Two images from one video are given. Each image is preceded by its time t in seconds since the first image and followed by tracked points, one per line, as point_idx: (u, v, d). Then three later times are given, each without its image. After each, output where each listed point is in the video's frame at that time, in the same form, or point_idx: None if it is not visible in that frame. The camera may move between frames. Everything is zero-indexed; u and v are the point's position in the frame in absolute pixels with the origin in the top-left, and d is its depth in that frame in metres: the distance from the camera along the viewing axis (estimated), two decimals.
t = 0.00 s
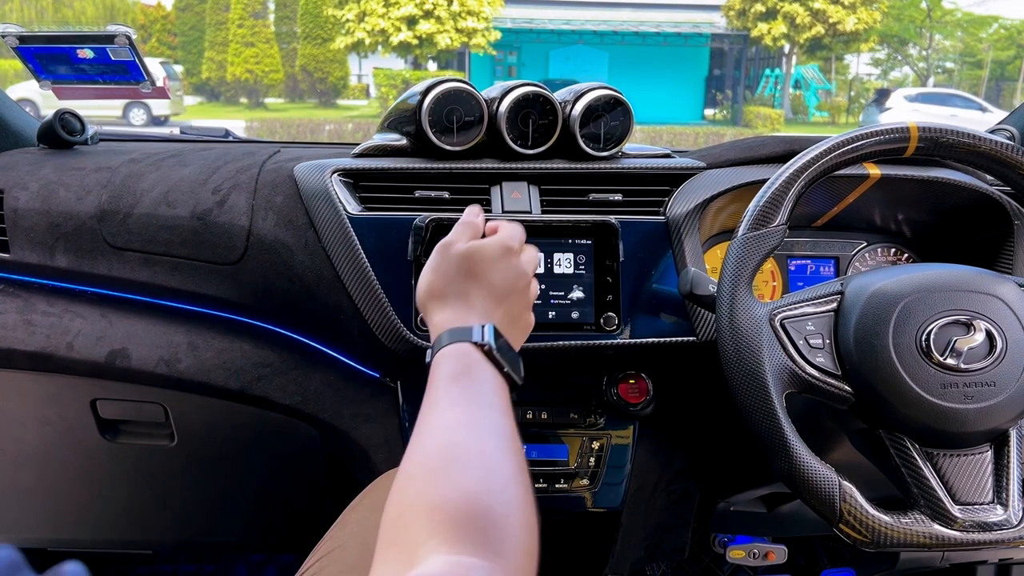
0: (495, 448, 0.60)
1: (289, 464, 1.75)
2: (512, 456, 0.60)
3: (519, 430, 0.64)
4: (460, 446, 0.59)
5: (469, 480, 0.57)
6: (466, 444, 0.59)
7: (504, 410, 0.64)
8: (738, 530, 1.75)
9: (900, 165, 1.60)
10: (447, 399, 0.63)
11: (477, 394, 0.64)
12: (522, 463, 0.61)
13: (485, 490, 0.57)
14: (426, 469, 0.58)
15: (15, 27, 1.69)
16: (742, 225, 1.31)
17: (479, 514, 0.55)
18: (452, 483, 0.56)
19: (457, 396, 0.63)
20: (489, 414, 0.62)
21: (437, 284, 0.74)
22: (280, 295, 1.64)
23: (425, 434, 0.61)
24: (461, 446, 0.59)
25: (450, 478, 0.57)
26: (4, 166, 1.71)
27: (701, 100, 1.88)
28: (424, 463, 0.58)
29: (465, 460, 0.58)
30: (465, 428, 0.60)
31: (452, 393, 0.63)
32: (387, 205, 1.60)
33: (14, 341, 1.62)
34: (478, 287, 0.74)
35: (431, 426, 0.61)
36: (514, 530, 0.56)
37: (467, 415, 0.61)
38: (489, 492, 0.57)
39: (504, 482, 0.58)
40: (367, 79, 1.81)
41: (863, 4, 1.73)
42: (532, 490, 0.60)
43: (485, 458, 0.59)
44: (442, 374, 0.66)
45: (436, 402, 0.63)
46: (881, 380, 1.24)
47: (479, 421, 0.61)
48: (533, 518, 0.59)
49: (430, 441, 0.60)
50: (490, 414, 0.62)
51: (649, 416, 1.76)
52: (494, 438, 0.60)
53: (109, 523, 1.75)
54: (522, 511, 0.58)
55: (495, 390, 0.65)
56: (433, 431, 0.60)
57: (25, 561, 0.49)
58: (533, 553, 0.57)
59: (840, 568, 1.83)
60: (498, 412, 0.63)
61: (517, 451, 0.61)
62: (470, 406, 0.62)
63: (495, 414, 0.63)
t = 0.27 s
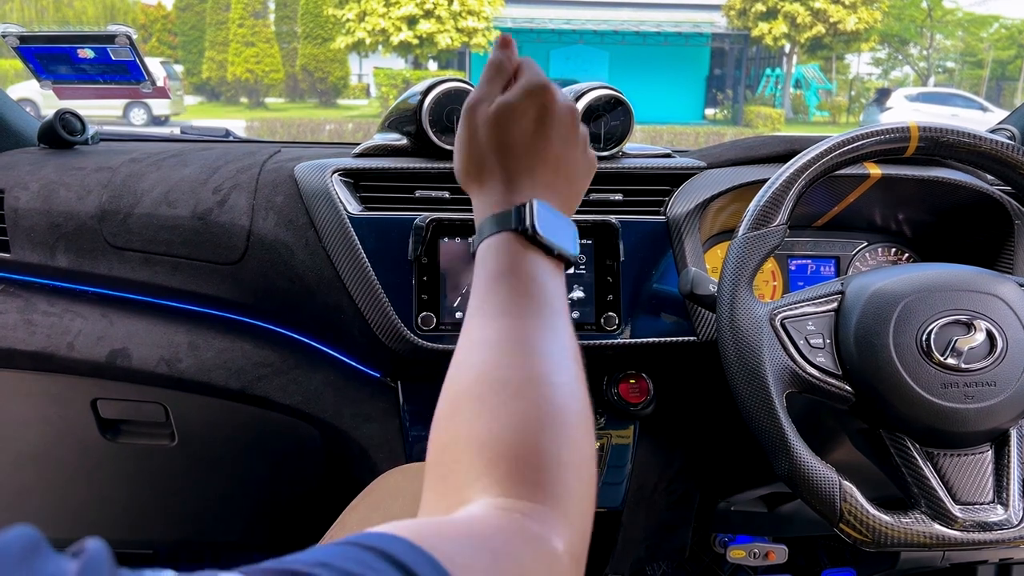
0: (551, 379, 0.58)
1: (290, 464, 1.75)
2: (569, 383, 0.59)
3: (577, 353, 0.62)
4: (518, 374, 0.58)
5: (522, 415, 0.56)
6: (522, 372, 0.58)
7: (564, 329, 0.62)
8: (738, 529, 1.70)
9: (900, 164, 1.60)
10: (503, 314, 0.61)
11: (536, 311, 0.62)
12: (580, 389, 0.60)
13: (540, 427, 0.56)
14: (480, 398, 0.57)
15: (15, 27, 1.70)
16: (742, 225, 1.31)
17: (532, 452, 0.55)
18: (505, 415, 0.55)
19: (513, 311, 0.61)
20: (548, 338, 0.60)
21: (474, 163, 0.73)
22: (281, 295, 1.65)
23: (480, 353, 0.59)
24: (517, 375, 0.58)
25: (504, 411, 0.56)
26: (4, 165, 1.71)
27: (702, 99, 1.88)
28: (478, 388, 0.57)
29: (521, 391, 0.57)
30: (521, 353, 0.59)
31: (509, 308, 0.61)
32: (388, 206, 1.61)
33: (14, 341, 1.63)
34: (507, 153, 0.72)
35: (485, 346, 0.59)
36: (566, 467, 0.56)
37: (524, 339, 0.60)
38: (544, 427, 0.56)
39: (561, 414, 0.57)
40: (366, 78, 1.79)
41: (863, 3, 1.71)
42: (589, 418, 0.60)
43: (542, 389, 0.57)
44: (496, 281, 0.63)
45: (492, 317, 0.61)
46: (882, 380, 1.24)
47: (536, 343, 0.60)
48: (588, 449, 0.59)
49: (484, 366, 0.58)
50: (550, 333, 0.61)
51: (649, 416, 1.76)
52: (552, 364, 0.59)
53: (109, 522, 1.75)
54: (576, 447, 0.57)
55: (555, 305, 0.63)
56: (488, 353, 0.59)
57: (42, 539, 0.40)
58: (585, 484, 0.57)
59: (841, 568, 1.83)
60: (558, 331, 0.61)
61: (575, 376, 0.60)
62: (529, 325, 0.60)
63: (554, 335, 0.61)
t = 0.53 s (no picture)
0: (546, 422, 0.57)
1: (290, 464, 1.75)
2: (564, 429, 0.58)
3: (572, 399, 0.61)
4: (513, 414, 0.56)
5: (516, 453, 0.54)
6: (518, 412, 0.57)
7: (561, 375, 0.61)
8: (736, 527, 1.70)
9: (901, 164, 1.60)
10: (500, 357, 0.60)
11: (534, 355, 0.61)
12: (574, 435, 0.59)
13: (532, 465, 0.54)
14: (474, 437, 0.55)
15: (16, 27, 1.70)
16: (742, 225, 1.31)
17: (523, 494, 0.53)
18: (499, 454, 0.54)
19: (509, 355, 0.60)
20: (545, 383, 0.59)
21: (472, 240, 0.70)
22: (281, 295, 1.64)
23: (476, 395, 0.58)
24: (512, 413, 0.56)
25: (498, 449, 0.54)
26: (5, 165, 1.71)
27: (702, 99, 1.88)
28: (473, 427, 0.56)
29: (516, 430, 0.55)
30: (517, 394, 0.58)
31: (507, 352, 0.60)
32: (389, 205, 1.60)
33: (15, 340, 1.63)
34: (506, 220, 0.69)
35: (480, 387, 0.58)
36: (555, 511, 0.54)
37: (520, 380, 0.59)
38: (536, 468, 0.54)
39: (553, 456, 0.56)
40: (367, 78, 1.81)
41: (864, 3, 1.72)
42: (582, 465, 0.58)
43: (535, 433, 0.56)
44: (492, 327, 0.62)
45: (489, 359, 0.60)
46: (883, 380, 1.24)
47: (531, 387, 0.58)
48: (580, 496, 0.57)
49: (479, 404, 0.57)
50: (546, 379, 0.60)
51: (649, 416, 1.75)
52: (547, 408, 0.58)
53: (109, 522, 1.75)
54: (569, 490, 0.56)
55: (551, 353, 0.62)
56: (483, 393, 0.58)
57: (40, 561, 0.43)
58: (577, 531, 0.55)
59: (842, 568, 1.83)
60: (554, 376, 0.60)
61: (570, 422, 0.59)
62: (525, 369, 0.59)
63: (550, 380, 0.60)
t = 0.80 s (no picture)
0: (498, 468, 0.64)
1: (291, 463, 1.75)
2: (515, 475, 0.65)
3: (522, 448, 0.68)
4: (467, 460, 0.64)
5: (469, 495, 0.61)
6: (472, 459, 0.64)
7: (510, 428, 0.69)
8: (738, 528, 1.72)
9: (902, 163, 1.60)
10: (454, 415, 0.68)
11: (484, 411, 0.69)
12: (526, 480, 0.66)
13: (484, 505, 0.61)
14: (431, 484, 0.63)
15: (17, 26, 1.70)
16: (743, 224, 1.31)
17: (478, 530, 0.59)
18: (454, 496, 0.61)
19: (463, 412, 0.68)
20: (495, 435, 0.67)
21: (424, 307, 0.83)
22: (282, 294, 1.64)
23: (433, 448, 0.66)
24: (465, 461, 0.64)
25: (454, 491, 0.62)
26: (5, 165, 1.71)
27: (703, 98, 1.89)
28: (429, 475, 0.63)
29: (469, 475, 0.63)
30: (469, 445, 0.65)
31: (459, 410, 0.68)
32: (390, 205, 1.60)
33: (15, 340, 1.62)
34: (454, 285, 0.84)
35: (435, 441, 0.66)
36: (511, 547, 0.60)
37: (471, 432, 0.66)
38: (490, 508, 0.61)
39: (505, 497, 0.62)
40: (368, 77, 1.81)
41: (865, 2, 1.73)
42: (535, 505, 0.65)
43: (486, 477, 0.63)
44: (446, 387, 0.72)
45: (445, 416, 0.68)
46: (884, 379, 1.24)
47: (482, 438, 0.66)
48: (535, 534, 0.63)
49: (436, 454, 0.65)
50: (496, 430, 0.68)
51: (650, 415, 1.75)
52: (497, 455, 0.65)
53: (110, 522, 1.75)
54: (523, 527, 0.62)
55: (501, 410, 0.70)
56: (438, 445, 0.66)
57: None
58: (535, 563, 0.61)
59: (843, 568, 1.83)
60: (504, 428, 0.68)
61: (519, 466, 0.66)
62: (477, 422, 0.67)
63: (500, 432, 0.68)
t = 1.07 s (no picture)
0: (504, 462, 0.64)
1: (292, 462, 1.75)
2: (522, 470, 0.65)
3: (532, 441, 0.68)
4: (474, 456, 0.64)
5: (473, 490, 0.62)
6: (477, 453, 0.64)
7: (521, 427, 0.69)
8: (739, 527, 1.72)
9: (903, 163, 1.60)
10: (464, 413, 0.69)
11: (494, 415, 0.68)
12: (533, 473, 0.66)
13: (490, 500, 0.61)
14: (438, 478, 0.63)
15: (17, 26, 1.69)
16: (744, 224, 1.31)
17: (482, 522, 0.60)
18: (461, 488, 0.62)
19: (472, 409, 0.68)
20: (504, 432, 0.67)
21: (432, 296, 0.85)
22: (282, 294, 1.64)
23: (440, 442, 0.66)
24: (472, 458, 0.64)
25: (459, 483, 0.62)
26: (6, 164, 1.71)
27: (704, 98, 1.89)
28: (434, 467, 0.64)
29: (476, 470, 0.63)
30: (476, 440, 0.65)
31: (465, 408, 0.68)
32: (390, 205, 1.60)
33: (16, 340, 1.62)
34: (461, 274, 0.84)
35: (441, 432, 0.66)
36: (516, 540, 0.60)
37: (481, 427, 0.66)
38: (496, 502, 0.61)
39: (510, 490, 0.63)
40: (369, 77, 1.81)
41: (865, 2, 1.76)
42: (539, 496, 0.65)
43: (492, 470, 0.63)
44: (452, 378, 0.72)
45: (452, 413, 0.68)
46: (885, 379, 1.24)
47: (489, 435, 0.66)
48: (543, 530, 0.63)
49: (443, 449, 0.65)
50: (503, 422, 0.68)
51: (651, 415, 1.75)
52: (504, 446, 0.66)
53: (111, 521, 1.75)
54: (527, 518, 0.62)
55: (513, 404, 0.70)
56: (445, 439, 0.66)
57: None
58: (540, 555, 0.61)
59: (844, 568, 1.83)
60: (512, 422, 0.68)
61: (526, 458, 0.66)
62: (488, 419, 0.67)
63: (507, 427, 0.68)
